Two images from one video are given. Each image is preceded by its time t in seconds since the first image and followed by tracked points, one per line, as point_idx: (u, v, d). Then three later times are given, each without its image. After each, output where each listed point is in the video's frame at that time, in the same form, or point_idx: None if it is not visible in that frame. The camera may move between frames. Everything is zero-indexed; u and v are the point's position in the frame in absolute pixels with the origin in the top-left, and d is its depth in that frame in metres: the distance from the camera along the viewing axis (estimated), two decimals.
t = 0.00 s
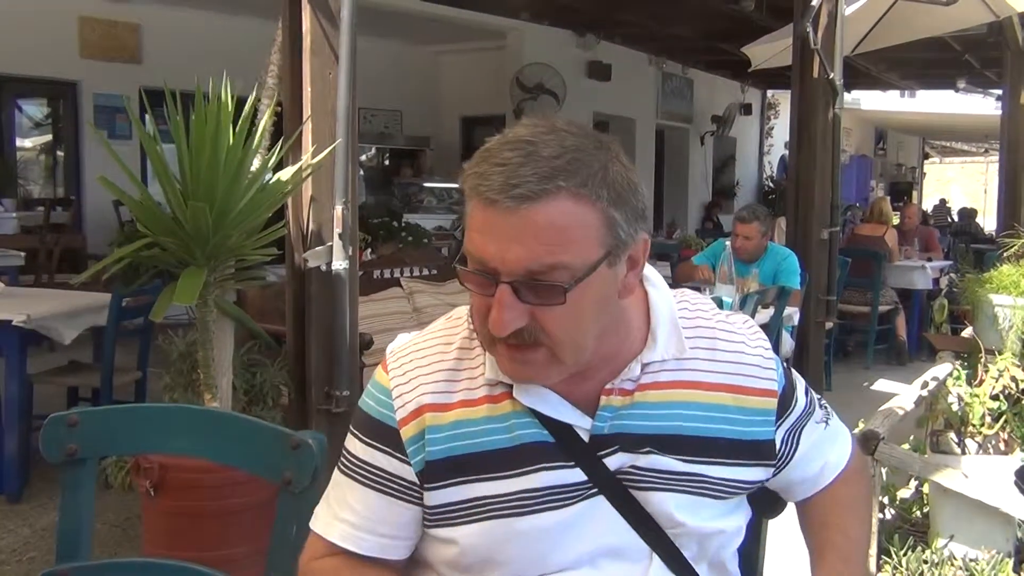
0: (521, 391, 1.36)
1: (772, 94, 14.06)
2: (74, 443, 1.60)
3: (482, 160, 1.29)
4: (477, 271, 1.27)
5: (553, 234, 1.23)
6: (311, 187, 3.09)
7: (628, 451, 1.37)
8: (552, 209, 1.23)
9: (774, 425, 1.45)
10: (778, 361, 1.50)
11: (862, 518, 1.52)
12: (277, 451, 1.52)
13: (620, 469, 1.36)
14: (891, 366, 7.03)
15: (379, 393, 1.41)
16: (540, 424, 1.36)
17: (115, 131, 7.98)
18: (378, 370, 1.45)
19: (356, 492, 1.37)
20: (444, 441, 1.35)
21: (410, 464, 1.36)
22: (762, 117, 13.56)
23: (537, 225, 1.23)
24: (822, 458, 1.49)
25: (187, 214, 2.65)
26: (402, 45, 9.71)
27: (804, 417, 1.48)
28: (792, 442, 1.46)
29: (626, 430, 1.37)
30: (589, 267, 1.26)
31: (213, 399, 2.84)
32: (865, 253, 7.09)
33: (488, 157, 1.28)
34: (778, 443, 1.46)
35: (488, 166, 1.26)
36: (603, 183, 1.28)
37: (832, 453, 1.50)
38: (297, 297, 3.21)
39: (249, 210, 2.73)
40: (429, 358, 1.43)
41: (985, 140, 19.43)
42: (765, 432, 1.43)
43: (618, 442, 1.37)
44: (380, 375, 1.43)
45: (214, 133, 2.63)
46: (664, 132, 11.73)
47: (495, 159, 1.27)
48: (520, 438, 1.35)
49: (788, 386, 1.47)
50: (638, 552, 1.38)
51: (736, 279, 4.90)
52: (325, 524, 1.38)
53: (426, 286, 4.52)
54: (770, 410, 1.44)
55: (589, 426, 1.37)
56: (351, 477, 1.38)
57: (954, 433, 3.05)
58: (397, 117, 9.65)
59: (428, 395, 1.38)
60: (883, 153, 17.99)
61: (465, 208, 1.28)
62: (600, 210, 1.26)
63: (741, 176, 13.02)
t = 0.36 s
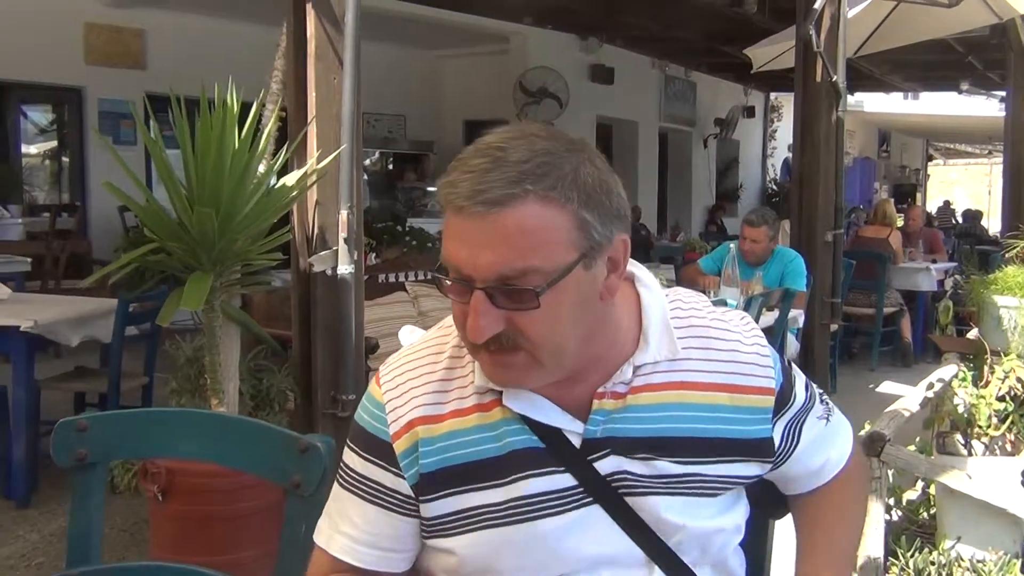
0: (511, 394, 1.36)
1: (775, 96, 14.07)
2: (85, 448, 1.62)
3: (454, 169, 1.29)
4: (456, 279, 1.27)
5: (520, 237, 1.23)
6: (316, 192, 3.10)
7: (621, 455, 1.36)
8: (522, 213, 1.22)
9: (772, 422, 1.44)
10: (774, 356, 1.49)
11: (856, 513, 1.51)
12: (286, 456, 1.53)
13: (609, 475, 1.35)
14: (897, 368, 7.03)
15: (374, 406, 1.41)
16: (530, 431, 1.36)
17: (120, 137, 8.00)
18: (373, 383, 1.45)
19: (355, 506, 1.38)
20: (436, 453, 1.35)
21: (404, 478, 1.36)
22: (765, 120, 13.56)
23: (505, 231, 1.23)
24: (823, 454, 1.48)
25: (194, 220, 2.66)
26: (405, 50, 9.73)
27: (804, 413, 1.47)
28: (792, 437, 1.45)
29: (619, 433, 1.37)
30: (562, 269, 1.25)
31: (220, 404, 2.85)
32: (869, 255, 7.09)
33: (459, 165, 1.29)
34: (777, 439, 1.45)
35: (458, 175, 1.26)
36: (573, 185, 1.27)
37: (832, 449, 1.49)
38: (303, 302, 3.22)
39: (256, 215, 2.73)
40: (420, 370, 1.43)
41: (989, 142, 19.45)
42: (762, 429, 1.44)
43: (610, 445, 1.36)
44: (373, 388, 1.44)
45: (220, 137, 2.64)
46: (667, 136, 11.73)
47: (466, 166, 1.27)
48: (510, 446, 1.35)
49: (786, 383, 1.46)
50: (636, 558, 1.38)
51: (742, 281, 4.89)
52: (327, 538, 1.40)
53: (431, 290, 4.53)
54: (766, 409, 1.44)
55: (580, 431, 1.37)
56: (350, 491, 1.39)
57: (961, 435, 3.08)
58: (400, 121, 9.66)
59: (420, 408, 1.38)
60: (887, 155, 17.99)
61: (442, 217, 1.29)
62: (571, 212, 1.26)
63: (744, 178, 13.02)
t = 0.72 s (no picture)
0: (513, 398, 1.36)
1: (780, 101, 14.06)
2: (94, 452, 1.63)
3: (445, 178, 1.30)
4: (449, 283, 1.28)
5: (505, 243, 1.24)
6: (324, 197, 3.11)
7: (620, 459, 1.34)
8: (509, 218, 1.23)
9: (766, 444, 1.41)
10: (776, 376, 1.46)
11: (841, 548, 1.45)
12: (296, 462, 1.55)
13: (597, 481, 1.33)
14: (902, 374, 7.01)
15: (380, 428, 1.41)
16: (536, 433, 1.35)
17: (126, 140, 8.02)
18: (380, 408, 1.45)
19: (362, 527, 1.39)
20: (441, 466, 1.35)
21: (412, 496, 1.36)
22: (770, 124, 13.56)
23: (491, 237, 1.24)
24: (810, 493, 1.45)
25: (202, 224, 2.67)
26: (410, 54, 9.74)
27: (805, 443, 1.44)
28: (789, 463, 1.42)
29: (617, 437, 1.35)
30: (550, 276, 1.25)
31: (226, 407, 2.85)
32: (874, 260, 7.07)
33: (452, 174, 1.31)
34: (767, 459, 1.42)
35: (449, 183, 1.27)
36: (561, 193, 1.27)
37: (822, 491, 1.46)
38: (309, 306, 3.22)
39: (263, 220, 2.75)
40: (423, 385, 1.44)
41: (994, 146, 19.43)
42: (750, 443, 1.41)
43: (608, 448, 1.34)
44: (380, 412, 1.44)
45: (231, 139, 2.65)
46: (672, 140, 11.73)
47: (458, 174, 1.29)
48: (509, 451, 1.35)
49: (790, 407, 1.44)
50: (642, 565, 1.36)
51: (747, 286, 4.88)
52: (337, 560, 1.41)
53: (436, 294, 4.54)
54: (763, 424, 1.40)
55: (580, 434, 1.35)
56: (355, 511, 1.40)
57: (967, 442, 3.05)
58: (404, 125, 9.67)
59: (424, 422, 1.38)
60: (891, 159, 17.98)
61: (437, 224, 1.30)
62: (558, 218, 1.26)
63: (749, 183, 13.02)
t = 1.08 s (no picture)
0: (521, 389, 1.38)
1: (784, 108, 14.08)
2: (102, 456, 1.63)
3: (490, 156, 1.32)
4: (501, 260, 1.29)
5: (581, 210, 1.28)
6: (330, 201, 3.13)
7: (624, 457, 1.35)
8: (577, 187, 1.27)
9: (762, 444, 1.39)
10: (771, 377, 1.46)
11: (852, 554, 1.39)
12: (301, 466, 1.56)
13: (597, 482, 1.34)
14: (905, 382, 7.00)
15: (380, 419, 1.42)
16: (549, 426, 1.36)
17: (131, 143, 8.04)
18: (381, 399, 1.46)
19: (362, 520, 1.39)
20: (442, 461, 1.36)
21: (413, 488, 1.37)
22: (774, 131, 13.57)
23: (569, 202, 1.27)
24: (811, 499, 1.40)
25: (209, 229, 2.67)
26: (415, 59, 9.77)
27: (803, 445, 1.40)
28: (783, 464, 1.39)
29: (618, 434, 1.36)
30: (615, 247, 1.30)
31: (231, 412, 2.86)
32: (877, 269, 7.08)
33: (503, 149, 1.32)
34: (764, 462, 1.40)
35: (504, 157, 1.29)
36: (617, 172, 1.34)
37: (823, 498, 1.40)
38: (314, 310, 3.23)
39: (269, 225, 2.75)
40: (425, 381, 1.44)
41: (998, 155, 19.44)
42: (746, 443, 1.39)
43: (613, 447, 1.35)
44: (381, 403, 1.45)
45: (236, 143, 2.65)
46: (676, 147, 11.74)
47: (515, 148, 1.30)
48: (512, 450, 1.35)
49: (786, 405, 1.41)
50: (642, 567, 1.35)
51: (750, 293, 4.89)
52: (335, 555, 1.41)
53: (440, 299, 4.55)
54: (757, 424, 1.39)
55: (585, 433, 1.35)
56: (355, 505, 1.40)
57: (970, 450, 3.08)
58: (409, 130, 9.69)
59: (426, 416, 1.39)
60: (895, 167, 17.98)
61: (481, 203, 1.31)
62: (615, 190, 1.31)
63: (752, 190, 13.02)
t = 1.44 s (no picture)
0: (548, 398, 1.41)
1: (790, 120, 14.09)
2: (106, 460, 1.64)
3: (569, 159, 1.41)
4: (591, 250, 1.34)
5: (671, 211, 1.39)
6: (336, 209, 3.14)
7: (643, 470, 1.40)
8: (660, 189, 1.39)
9: (784, 448, 1.47)
10: (784, 385, 1.53)
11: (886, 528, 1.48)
12: (306, 473, 1.57)
13: (622, 491, 1.38)
14: (909, 395, 6.98)
15: (396, 422, 1.43)
16: (570, 435, 1.40)
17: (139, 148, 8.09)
18: (394, 401, 1.47)
19: (376, 522, 1.40)
20: (461, 465, 1.38)
21: (430, 490, 1.38)
22: (780, 143, 13.58)
23: (664, 202, 1.39)
24: (844, 480, 1.49)
25: (214, 235, 2.68)
26: (421, 68, 9.81)
27: (821, 440, 1.49)
28: (806, 463, 1.48)
29: (638, 446, 1.41)
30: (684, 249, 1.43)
31: (235, 418, 2.86)
32: (882, 281, 7.07)
33: (589, 155, 1.40)
34: (789, 466, 1.48)
35: (588, 156, 1.39)
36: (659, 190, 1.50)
37: (854, 474, 1.49)
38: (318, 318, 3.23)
39: (274, 231, 2.76)
40: (442, 385, 1.46)
41: (1004, 168, 19.37)
42: (773, 447, 1.47)
43: (631, 458, 1.40)
44: (395, 406, 1.46)
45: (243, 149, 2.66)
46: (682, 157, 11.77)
47: (602, 154, 1.39)
48: (531, 458, 1.38)
49: (798, 408, 1.50)
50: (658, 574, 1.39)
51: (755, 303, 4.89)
52: (348, 556, 1.41)
53: (444, 308, 4.57)
54: (779, 431, 1.47)
55: (606, 443, 1.40)
56: (371, 507, 1.40)
57: (975, 465, 3.03)
58: (415, 138, 9.72)
59: (445, 420, 1.40)
60: (901, 179, 17.95)
61: (563, 199, 1.38)
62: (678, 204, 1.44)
63: (757, 201, 13.01)
